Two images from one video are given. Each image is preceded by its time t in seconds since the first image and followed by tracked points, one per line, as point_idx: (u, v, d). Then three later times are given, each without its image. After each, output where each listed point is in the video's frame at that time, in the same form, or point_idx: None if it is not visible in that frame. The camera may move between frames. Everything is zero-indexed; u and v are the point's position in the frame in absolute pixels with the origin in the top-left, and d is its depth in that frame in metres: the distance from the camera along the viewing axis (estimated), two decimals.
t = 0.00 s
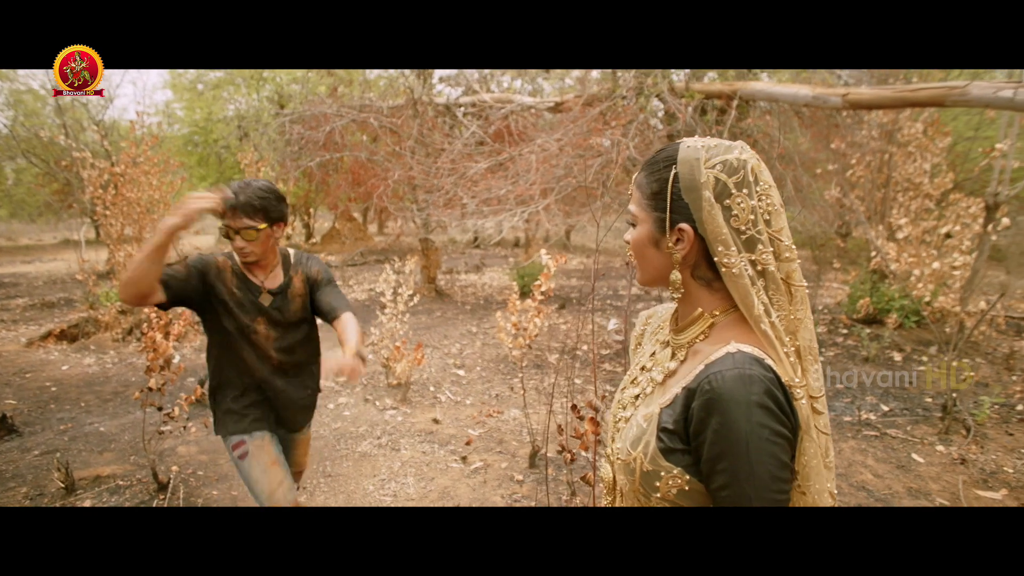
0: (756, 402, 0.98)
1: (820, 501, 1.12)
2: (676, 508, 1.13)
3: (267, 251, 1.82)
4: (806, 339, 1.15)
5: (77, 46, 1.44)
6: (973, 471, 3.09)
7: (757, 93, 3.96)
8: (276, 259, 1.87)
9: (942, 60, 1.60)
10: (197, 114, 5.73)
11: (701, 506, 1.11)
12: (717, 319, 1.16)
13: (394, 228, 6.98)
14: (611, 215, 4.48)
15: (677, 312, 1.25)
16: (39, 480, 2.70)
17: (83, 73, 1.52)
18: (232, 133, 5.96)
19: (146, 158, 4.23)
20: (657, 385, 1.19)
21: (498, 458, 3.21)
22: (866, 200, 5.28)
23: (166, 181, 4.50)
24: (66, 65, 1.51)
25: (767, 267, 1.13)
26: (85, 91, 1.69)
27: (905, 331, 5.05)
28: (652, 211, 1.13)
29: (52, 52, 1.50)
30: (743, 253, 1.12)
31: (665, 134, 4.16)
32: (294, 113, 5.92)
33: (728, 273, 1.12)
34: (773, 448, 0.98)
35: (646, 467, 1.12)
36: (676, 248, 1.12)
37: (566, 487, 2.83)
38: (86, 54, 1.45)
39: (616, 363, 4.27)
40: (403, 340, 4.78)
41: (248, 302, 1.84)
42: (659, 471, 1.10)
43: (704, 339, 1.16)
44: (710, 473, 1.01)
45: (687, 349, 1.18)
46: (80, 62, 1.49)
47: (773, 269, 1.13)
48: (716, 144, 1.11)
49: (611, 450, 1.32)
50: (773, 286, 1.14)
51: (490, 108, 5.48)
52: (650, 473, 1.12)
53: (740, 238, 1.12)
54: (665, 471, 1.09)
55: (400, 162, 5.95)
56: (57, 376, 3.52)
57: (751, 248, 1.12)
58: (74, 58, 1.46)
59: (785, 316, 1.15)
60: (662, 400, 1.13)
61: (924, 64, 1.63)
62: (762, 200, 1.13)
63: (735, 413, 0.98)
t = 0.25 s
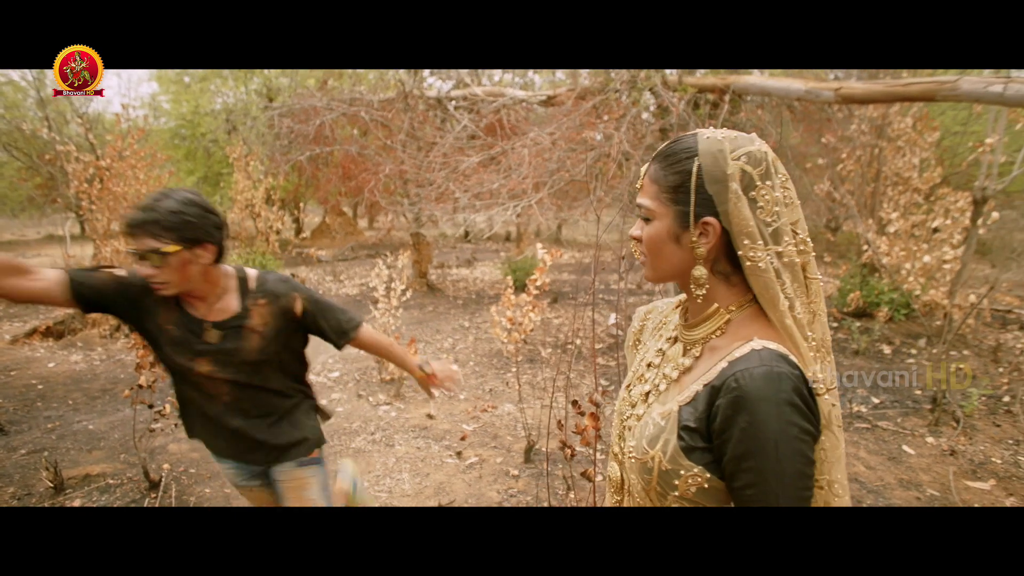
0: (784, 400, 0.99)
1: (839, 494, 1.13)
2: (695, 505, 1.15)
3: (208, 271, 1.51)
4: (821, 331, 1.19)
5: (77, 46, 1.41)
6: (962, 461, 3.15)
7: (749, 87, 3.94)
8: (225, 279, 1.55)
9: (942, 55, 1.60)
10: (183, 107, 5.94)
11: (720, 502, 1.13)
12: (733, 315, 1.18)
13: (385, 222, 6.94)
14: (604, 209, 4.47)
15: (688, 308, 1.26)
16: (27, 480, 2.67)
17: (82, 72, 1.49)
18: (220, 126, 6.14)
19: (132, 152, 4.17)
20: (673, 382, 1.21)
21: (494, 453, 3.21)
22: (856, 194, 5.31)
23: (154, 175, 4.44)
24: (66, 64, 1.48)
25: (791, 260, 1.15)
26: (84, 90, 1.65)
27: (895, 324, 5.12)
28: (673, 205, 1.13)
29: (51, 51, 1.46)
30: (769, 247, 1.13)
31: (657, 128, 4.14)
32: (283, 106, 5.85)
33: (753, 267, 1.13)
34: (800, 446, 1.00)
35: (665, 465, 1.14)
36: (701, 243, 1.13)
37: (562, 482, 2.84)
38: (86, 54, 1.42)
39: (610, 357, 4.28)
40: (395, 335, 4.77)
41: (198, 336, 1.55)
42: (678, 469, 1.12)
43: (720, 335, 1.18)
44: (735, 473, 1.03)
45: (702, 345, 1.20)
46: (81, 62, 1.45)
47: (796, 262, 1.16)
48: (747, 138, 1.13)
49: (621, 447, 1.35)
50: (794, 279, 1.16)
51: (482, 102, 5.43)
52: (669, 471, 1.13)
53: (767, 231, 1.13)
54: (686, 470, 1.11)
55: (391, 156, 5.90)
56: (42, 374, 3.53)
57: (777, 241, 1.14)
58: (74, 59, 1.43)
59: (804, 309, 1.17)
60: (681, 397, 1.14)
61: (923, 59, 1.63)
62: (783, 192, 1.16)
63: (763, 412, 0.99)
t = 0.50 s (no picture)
0: (815, 402, 1.08)
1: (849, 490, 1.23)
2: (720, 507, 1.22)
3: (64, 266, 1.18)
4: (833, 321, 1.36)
5: (78, 47, 1.54)
6: (952, 461, 3.23)
7: (744, 88, 3.95)
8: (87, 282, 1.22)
9: (936, 61, 1.65)
10: (174, 103, 5.90)
11: (747, 503, 1.20)
12: (752, 315, 1.30)
13: (378, 220, 6.90)
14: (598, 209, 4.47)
15: (703, 311, 1.35)
16: (14, 479, 2.64)
17: (79, 68, 1.59)
18: (213, 123, 6.07)
19: (121, 148, 4.12)
20: (692, 386, 1.32)
21: (489, 453, 3.20)
22: (848, 195, 5.35)
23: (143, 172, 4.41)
24: (66, 65, 1.60)
25: (815, 258, 1.31)
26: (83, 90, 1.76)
27: (886, 325, 5.17)
28: (708, 203, 1.22)
29: (53, 52, 1.58)
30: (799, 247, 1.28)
31: (652, 128, 4.14)
32: (275, 103, 5.79)
33: (786, 265, 1.27)
34: (831, 444, 1.09)
35: (693, 472, 1.21)
36: (738, 244, 1.23)
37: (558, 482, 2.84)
38: (75, 39, 1.53)
39: (604, 357, 4.29)
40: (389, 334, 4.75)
41: (26, 372, 1.19)
42: (708, 473, 1.19)
43: (740, 336, 1.29)
44: (768, 473, 1.11)
45: (721, 347, 1.31)
46: (73, 49, 1.56)
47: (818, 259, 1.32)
48: (767, 147, 1.27)
49: (634, 456, 1.43)
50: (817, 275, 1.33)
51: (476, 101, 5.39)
52: (697, 477, 1.20)
53: (797, 230, 1.28)
54: (716, 474, 1.18)
55: (384, 154, 5.87)
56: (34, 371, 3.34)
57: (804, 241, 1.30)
58: (63, 43, 1.54)
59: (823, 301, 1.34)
60: (708, 403, 1.22)
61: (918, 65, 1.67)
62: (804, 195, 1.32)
63: (799, 413, 1.07)
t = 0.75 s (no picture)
0: (822, 399, 1.33)
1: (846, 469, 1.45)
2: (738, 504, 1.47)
3: None
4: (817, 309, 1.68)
5: (74, 47, 2.47)
6: (931, 456, 3.59)
7: (727, 90, 3.99)
8: None
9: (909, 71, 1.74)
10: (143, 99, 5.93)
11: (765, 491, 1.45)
12: (755, 314, 1.55)
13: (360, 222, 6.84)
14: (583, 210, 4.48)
15: (709, 311, 1.58)
16: None
17: (82, 71, 2.64)
18: (190, 123, 5.42)
19: (96, 149, 4.08)
20: (700, 390, 1.54)
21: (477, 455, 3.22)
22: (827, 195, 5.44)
23: (120, 173, 4.36)
24: (66, 63, 2.59)
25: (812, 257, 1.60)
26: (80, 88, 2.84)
27: (865, 322, 5.20)
28: (733, 205, 1.44)
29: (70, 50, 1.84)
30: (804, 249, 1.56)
31: (636, 130, 4.17)
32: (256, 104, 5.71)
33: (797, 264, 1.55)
34: (839, 437, 1.34)
35: (712, 477, 1.44)
36: (755, 245, 1.48)
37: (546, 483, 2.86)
38: (84, 54, 2.53)
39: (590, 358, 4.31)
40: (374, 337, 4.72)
41: None
42: (729, 476, 1.43)
43: (744, 337, 1.54)
44: (788, 465, 1.36)
45: (727, 347, 1.54)
46: (82, 62, 2.60)
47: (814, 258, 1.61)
48: (773, 151, 1.51)
49: (640, 466, 1.66)
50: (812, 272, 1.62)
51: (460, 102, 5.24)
52: (717, 481, 1.44)
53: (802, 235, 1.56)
54: (736, 476, 1.42)
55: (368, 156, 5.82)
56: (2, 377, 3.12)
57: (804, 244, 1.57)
58: (75, 58, 2.55)
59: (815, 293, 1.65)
60: (722, 407, 1.45)
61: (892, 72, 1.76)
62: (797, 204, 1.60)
63: (813, 414, 1.32)
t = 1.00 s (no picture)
0: (836, 390, 1.30)
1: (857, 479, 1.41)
2: (749, 502, 1.41)
3: None
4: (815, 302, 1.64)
5: (78, 49, 1.92)
6: (911, 448, 3.50)
7: (710, 89, 4.02)
8: None
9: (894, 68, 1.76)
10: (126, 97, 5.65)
11: (773, 489, 1.40)
12: (755, 309, 1.51)
13: (343, 221, 6.78)
14: (568, 208, 4.48)
15: (707, 308, 1.52)
16: None
17: (84, 72, 2.01)
18: (169, 121, 5.37)
19: (70, 146, 3.96)
20: (705, 383, 1.48)
21: (464, 454, 3.19)
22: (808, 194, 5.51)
23: (95, 172, 4.29)
24: (68, 66, 2.00)
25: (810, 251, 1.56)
26: (83, 89, 2.21)
27: (845, 318, 5.34)
28: (743, 198, 1.39)
29: (64, 49, 1.91)
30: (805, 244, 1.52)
31: (620, 128, 4.15)
32: (236, 102, 5.62)
33: (799, 258, 1.51)
34: (848, 429, 1.31)
35: (725, 472, 1.38)
36: (759, 241, 1.45)
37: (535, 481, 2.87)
38: (87, 55, 1.94)
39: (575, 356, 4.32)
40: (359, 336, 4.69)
41: None
42: (742, 471, 1.37)
43: (744, 332, 1.49)
44: (800, 460, 1.31)
45: (729, 342, 1.49)
46: (82, 62, 1.97)
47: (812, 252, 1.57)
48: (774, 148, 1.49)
49: (642, 467, 1.57)
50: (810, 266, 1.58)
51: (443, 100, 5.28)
52: (730, 477, 1.39)
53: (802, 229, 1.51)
54: (748, 471, 1.37)
55: (350, 154, 5.77)
56: None
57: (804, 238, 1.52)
58: (75, 58, 1.95)
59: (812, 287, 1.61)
60: (731, 400, 1.39)
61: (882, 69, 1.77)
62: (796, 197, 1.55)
63: (825, 403, 1.28)
